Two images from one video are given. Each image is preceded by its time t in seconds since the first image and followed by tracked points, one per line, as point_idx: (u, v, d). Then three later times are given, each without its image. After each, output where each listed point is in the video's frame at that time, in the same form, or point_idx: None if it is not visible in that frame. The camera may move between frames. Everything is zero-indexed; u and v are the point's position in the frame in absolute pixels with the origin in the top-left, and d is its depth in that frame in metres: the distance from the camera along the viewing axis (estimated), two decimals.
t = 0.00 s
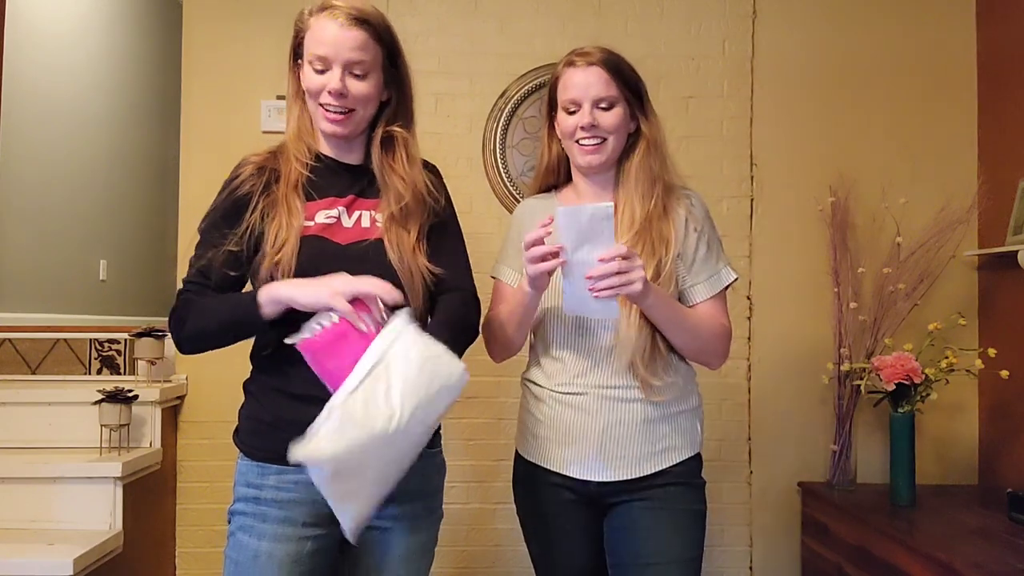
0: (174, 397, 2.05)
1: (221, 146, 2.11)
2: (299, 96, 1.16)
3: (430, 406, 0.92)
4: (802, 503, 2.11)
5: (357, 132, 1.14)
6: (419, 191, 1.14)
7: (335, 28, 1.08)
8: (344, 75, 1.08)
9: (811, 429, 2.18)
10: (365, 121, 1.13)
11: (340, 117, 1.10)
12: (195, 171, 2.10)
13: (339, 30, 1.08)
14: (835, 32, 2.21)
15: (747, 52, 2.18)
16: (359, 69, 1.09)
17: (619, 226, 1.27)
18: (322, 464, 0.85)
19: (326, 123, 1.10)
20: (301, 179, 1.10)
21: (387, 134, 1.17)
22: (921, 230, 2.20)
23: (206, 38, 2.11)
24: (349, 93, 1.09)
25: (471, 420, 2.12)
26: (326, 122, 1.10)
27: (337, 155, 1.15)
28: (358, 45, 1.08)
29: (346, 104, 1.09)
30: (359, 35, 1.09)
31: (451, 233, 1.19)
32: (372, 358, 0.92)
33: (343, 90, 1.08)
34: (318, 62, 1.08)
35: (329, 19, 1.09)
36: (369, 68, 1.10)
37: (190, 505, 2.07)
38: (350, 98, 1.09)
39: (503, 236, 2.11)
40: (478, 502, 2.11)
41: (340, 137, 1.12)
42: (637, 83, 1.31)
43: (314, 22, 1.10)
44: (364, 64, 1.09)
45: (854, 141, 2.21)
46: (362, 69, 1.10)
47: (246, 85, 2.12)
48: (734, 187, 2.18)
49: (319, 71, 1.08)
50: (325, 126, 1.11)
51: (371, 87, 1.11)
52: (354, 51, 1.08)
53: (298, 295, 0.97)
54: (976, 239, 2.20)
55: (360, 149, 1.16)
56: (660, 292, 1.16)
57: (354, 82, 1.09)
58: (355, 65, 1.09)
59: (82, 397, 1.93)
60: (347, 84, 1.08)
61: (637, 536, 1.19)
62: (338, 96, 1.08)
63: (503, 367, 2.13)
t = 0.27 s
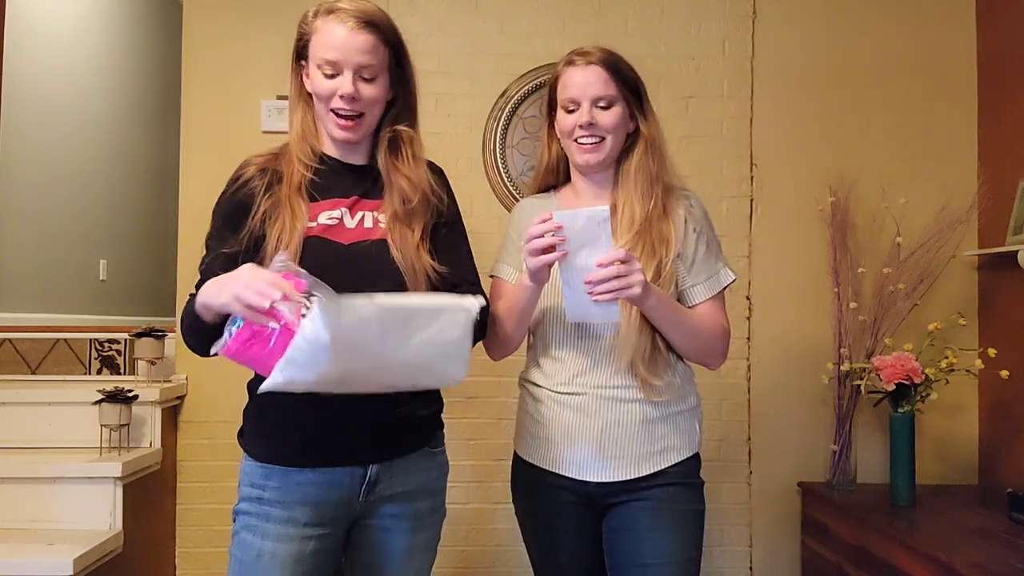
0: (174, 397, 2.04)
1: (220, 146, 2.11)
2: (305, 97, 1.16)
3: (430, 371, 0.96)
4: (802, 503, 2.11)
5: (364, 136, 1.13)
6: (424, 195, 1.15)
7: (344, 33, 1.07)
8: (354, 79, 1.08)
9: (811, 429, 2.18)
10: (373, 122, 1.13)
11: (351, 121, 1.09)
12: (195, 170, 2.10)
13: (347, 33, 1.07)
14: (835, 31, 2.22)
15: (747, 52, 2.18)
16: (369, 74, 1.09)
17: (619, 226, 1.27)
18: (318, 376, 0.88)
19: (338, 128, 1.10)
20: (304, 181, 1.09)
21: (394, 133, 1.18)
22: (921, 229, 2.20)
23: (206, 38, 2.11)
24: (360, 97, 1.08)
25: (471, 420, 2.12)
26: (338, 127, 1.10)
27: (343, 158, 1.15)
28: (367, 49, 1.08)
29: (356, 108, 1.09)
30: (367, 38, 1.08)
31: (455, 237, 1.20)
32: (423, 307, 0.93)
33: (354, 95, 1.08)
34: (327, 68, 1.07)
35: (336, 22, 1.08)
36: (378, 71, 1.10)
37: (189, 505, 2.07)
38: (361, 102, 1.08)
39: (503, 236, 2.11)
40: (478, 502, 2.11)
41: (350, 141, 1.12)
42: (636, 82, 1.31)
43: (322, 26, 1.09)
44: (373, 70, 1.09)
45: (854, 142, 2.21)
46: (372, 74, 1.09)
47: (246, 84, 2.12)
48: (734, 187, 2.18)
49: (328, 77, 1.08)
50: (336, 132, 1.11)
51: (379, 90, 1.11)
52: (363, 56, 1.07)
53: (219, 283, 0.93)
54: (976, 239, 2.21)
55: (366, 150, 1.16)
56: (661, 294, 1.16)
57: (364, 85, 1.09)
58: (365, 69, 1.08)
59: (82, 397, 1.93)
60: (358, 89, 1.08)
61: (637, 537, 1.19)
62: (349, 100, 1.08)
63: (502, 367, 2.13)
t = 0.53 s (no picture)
0: (174, 397, 2.04)
1: (220, 146, 2.11)
2: (307, 97, 1.16)
3: (425, 353, 0.99)
4: (802, 503, 2.11)
5: (371, 132, 1.14)
6: (428, 196, 1.15)
7: (354, 27, 1.08)
8: (365, 73, 1.08)
9: (811, 429, 2.18)
10: (381, 118, 1.13)
11: (361, 116, 1.10)
12: (195, 170, 2.10)
13: (357, 29, 1.08)
14: (835, 31, 2.22)
15: (747, 52, 2.18)
16: (379, 69, 1.10)
17: (618, 225, 1.27)
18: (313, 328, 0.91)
19: (347, 124, 1.10)
20: (308, 181, 1.09)
21: (399, 130, 1.17)
22: (921, 229, 2.20)
23: (206, 38, 2.11)
24: (371, 91, 1.09)
25: (471, 420, 2.12)
26: (348, 123, 1.10)
27: (349, 158, 1.15)
28: (376, 45, 1.09)
29: (368, 102, 1.09)
30: (377, 34, 1.09)
31: (458, 238, 1.20)
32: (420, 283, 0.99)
33: (366, 88, 1.08)
34: (337, 62, 1.08)
35: (345, 19, 1.09)
36: (388, 66, 1.11)
37: (189, 505, 2.07)
38: (373, 97, 1.09)
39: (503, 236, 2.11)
40: (478, 502, 2.11)
41: (359, 135, 1.12)
42: (632, 82, 1.31)
43: (330, 22, 1.09)
44: (383, 64, 1.10)
45: (854, 142, 2.21)
46: (382, 68, 1.10)
47: (246, 84, 2.12)
48: (734, 186, 2.18)
49: (338, 71, 1.08)
50: (346, 127, 1.10)
51: (389, 86, 1.12)
52: (375, 50, 1.08)
53: (230, 290, 0.95)
54: (977, 239, 2.20)
55: (371, 147, 1.16)
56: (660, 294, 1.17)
57: (374, 81, 1.09)
58: (376, 64, 1.09)
59: (82, 397, 1.93)
60: (369, 83, 1.08)
61: (636, 537, 1.19)
62: (361, 95, 1.08)
63: (502, 367, 2.13)
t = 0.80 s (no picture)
0: (174, 397, 2.04)
1: (220, 146, 2.11)
2: (310, 97, 1.16)
3: (435, 352, 0.99)
4: (802, 503, 2.11)
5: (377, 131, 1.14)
6: (432, 198, 1.15)
7: (360, 25, 1.09)
8: (371, 70, 1.08)
9: (811, 429, 2.18)
10: (386, 117, 1.13)
11: (367, 113, 1.09)
12: (195, 170, 2.10)
13: (363, 27, 1.08)
14: (835, 31, 2.21)
15: (747, 52, 2.18)
16: (384, 66, 1.10)
17: (615, 226, 1.27)
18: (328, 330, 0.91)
19: (352, 119, 1.09)
20: (312, 180, 1.09)
21: (404, 129, 1.18)
22: (921, 229, 2.20)
23: (207, 38, 2.11)
24: (376, 89, 1.09)
25: (471, 420, 2.12)
26: (353, 119, 1.09)
27: (354, 157, 1.15)
28: (382, 43, 1.09)
29: (373, 99, 1.09)
30: (383, 32, 1.10)
31: (459, 238, 1.20)
32: (430, 282, 0.99)
33: (372, 85, 1.08)
34: (342, 59, 1.08)
35: (350, 17, 1.09)
36: (393, 64, 1.12)
37: (189, 505, 2.07)
38: (379, 95, 1.09)
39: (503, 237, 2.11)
40: (478, 502, 2.11)
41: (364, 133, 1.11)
42: (630, 81, 1.31)
43: (335, 20, 1.10)
44: (388, 61, 1.10)
45: (854, 142, 2.21)
46: (387, 66, 1.11)
47: (246, 84, 2.12)
48: (734, 186, 2.18)
49: (343, 67, 1.08)
50: (351, 124, 1.10)
51: (394, 84, 1.12)
52: (381, 47, 1.09)
53: (241, 296, 0.96)
54: (977, 239, 2.20)
55: (375, 147, 1.16)
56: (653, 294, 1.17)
57: (381, 79, 1.10)
58: (382, 61, 1.10)
59: (82, 397, 1.93)
60: (374, 80, 1.09)
61: (637, 537, 1.19)
62: (367, 91, 1.08)
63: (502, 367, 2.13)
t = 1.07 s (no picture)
0: (174, 397, 2.04)
1: (220, 146, 2.11)
2: (312, 98, 1.16)
3: (438, 352, 0.98)
4: (802, 503, 2.11)
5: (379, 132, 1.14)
6: (432, 198, 1.15)
7: (363, 26, 1.08)
8: (374, 71, 1.08)
9: (811, 429, 2.18)
10: (389, 118, 1.13)
11: (370, 114, 1.09)
12: (195, 171, 2.10)
13: (365, 28, 1.08)
14: (835, 31, 2.21)
15: (747, 52, 2.18)
16: (387, 67, 1.10)
17: (616, 226, 1.27)
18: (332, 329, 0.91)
19: (355, 120, 1.09)
20: (313, 181, 1.09)
21: (405, 129, 1.18)
22: (921, 229, 2.20)
23: (207, 38, 2.11)
24: (380, 89, 1.09)
25: (471, 420, 2.12)
26: (357, 120, 1.09)
27: (355, 158, 1.15)
28: (384, 43, 1.09)
29: (377, 100, 1.09)
30: (385, 33, 1.10)
31: (460, 239, 1.20)
32: (435, 282, 0.99)
33: (375, 86, 1.08)
34: (345, 60, 1.08)
35: (352, 19, 1.09)
36: (396, 64, 1.12)
37: (189, 505, 2.07)
38: (382, 95, 1.09)
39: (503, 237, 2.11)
40: (478, 502, 2.11)
41: (366, 133, 1.12)
42: (631, 81, 1.31)
43: (338, 22, 1.10)
44: (391, 62, 1.10)
45: (854, 142, 2.21)
46: (390, 67, 1.11)
47: (246, 84, 2.12)
48: (734, 186, 2.18)
49: (346, 68, 1.08)
50: (354, 125, 1.10)
51: (396, 84, 1.12)
52: (383, 48, 1.09)
53: (240, 303, 0.96)
54: (977, 239, 2.21)
55: (377, 147, 1.16)
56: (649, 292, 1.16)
57: (383, 79, 1.10)
58: (385, 62, 1.10)
59: (82, 397, 1.93)
60: (377, 81, 1.09)
61: (637, 538, 1.19)
62: (370, 92, 1.08)
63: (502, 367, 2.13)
